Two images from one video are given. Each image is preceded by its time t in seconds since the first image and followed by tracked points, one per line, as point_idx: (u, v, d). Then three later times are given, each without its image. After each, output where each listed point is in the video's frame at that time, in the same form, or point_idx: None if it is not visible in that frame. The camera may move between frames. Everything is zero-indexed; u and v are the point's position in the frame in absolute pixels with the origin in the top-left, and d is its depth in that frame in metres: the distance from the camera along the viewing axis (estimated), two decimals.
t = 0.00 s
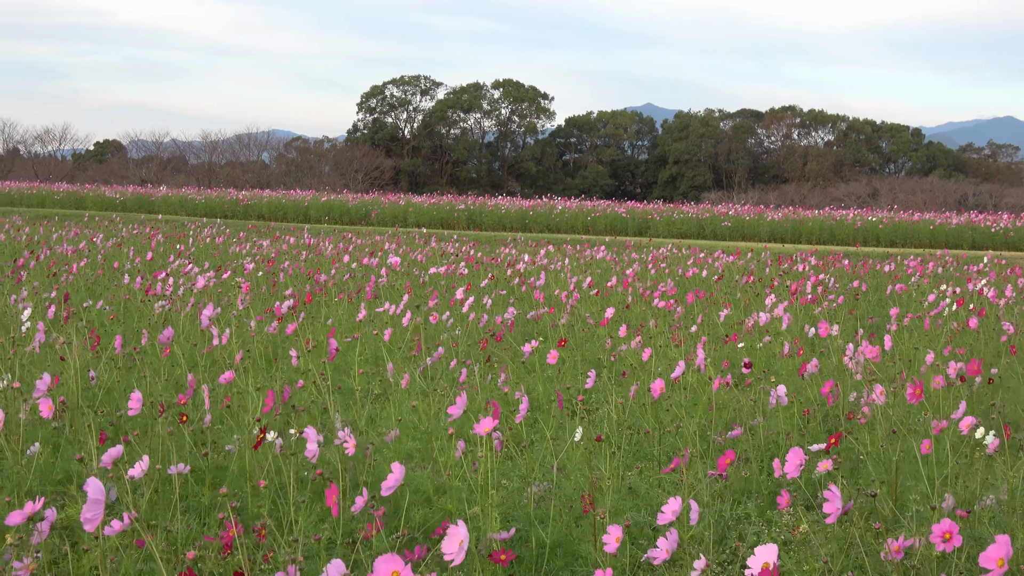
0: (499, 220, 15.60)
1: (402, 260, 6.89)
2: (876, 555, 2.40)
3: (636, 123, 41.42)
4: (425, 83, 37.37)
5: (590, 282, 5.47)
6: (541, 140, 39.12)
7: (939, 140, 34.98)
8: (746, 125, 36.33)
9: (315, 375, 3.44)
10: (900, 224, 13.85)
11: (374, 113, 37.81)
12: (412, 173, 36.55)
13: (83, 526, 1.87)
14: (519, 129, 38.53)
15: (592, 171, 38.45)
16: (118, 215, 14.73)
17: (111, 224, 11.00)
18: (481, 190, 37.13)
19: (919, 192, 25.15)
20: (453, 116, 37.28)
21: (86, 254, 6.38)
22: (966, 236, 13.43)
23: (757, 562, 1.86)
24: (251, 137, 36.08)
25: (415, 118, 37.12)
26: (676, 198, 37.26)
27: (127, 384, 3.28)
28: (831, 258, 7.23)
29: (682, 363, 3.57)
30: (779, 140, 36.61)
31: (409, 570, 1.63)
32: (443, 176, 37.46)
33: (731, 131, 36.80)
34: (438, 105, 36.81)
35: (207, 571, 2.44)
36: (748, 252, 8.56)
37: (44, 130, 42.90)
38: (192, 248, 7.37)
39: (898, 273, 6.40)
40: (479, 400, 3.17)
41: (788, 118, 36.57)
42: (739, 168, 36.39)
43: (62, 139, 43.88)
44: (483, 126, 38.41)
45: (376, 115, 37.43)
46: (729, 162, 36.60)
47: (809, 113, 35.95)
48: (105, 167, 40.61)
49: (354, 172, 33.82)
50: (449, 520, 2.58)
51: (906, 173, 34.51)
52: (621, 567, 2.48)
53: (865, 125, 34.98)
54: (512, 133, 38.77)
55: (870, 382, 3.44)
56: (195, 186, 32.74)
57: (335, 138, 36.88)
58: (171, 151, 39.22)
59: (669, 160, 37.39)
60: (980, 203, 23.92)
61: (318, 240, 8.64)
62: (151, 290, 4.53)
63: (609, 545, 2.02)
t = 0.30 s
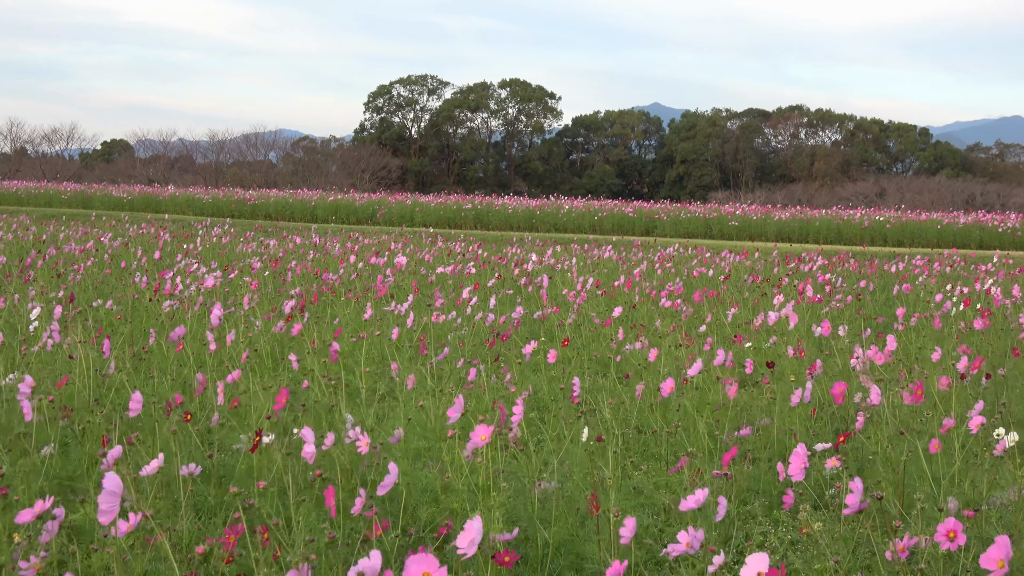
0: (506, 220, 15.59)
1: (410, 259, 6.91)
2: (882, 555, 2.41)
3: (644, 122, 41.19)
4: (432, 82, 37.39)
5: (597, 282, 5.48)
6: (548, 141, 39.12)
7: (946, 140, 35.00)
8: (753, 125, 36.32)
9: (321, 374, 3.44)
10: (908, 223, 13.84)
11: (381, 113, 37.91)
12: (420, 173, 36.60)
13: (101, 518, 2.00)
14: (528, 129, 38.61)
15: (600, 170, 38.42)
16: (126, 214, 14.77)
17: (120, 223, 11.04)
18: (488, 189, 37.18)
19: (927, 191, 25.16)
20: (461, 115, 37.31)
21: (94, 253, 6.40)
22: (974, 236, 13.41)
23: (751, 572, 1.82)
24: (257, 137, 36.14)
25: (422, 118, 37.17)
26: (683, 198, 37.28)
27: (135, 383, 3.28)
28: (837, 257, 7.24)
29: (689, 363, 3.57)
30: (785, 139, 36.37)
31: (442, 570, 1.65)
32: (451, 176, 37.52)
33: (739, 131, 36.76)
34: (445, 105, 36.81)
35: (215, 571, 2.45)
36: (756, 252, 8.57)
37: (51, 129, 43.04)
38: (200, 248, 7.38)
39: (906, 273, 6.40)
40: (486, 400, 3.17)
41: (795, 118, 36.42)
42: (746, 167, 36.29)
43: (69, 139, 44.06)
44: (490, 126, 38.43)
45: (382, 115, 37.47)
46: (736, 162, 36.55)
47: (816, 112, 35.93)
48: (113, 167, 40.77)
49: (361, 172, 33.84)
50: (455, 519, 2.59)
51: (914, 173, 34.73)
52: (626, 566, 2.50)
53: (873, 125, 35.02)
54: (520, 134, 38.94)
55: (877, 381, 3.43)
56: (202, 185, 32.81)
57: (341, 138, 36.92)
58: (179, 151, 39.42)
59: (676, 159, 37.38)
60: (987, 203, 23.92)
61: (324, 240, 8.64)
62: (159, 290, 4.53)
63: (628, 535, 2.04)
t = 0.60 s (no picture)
0: (511, 219, 15.55)
1: (414, 259, 6.91)
2: (885, 555, 2.41)
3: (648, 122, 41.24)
4: (436, 81, 37.39)
5: (602, 282, 5.47)
6: (553, 140, 39.03)
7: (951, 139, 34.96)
8: (758, 124, 36.28)
9: (327, 374, 3.43)
10: (913, 223, 13.81)
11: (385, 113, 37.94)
12: (425, 173, 36.59)
13: (112, 512, 2.05)
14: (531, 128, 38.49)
15: (605, 169, 38.50)
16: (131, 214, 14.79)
17: (126, 223, 11.07)
18: (492, 189, 37.13)
19: (931, 190, 25.16)
20: (466, 115, 37.26)
21: (98, 252, 6.40)
22: (980, 236, 13.38)
23: (752, 565, 1.93)
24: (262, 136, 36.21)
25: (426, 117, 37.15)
26: (688, 197, 37.27)
27: (140, 382, 3.28)
28: (841, 257, 7.23)
29: (694, 363, 3.56)
30: (790, 138, 36.33)
31: (463, 563, 1.75)
32: (455, 175, 37.48)
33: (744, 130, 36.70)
34: (450, 104, 36.76)
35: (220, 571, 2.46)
36: (762, 251, 8.56)
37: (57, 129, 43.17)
38: (204, 247, 7.38)
39: (911, 272, 6.39)
40: (491, 399, 3.17)
41: (800, 117, 36.34)
42: (752, 165, 36.23)
43: (75, 138, 44.20)
44: (495, 125, 38.40)
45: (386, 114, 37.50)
46: (741, 161, 36.54)
47: (821, 112, 35.92)
48: (118, 165, 40.88)
49: (366, 172, 33.83)
50: (459, 520, 2.59)
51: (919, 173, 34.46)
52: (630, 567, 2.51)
53: (877, 125, 35.02)
54: (524, 133, 38.71)
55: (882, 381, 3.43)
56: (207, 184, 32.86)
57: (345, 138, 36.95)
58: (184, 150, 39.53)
59: (681, 159, 37.36)
60: (992, 203, 23.89)
61: (329, 239, 8.62)
62: (163, 289, 4.53)
63: (646, 529, 2.13)
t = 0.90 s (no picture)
0: (519, 217, 15.55)
1: (422, 256, 6.92)
2: (892, 553, 2.42)
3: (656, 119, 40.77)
4: (444, 78, 37.41)
5: (609, 280, 5.48)
6: (561, 137, 39.03)
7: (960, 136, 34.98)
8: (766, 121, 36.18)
9: (335, 371, 3.43)
10: (921, 220, 13.80)
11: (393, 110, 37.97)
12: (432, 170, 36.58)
13: (122, 507, 2.10)
14: (539, 125, 38.52)
15: (613, 166, 38.46)
16: (140, 211, 14.84)
17: (135, 220, 11.12)
18: (500, 185, 37.13)
19: (939, 187, 25.17)
20: (474, 112, 37.38)
21: (107, 250, 6.42)
22: (987, 233, 13.36)
23: (767, 568, 1.85)
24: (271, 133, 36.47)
25: (434, 114, 37.18)
26: (697, 194, 37.09)
27: (148, 379, 3.29)
28: (849, 255, 7.24)
29: (702, 361, 3.56)
30: (797, 136, 36.37)
31: (470, 564, 1.73)
32: (463, 172, 37.51)
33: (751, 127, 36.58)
34: (457, 102, 36.96)
35: (229, 569, 2.48)
36: (769, 248, 8.56)
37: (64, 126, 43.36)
38: (212, 245, 7.40)
39: (919, 270, 6.39)
40: (499, 396, 3.17)
41: (807, 115, 36.60)
42: (759, 163, 36.04)
43: (83, 136, 44.38)
44: (502, 122, 38.44)
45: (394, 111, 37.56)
46: (749, 158, 36.36)
47: (829, 109, 35.94)
48: (126, 163, 40.98)
49: (374, 168, 33.88)
50: (467, 516, 2.60)
51: (926, 169, 34.57)
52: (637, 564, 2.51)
53: (885, 122, 35.02)
54: (532, 130, 38.88)
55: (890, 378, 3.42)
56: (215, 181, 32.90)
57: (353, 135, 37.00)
58: (192, 148, 39.71)
59: (689, 156, 37.28)
60: (1000, 199, 23.88)
61: (336, 237, 8.63)
62: (171, 287, 4.54)
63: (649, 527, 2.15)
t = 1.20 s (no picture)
0: (530, 208, 15.54)
1: (433, 247, 6.93)
2: (903, 545, 2.42)
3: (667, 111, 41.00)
4: (456, 70, 37.45)
5: (620, 271, 5.48)
6: (573, 129, 39.06)
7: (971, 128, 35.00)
8: (777, 112, 36.08)
9: (346, 362, 3.43)
10: (933, 212, 13.77)
11: (404, 101, 37.99)
12: (444, 162, 36.68)
13: (131, 497, 1.99)
14: (551, 117, 38.66)
15: (624, 158, 38.50)
16: (150, 202, 14.84)
17: (147, 212, 11.13)
18: (511, 177, 37.24)
19: (951, 180, 25.18)
20: (485, 103, 37.53)
21: (118, 241, 6.43)
22: (1000, 225, 13.31)
23: (767, 563, 1.80)
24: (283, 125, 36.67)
25: (445, 106, 37.25)
26: (707, 185, 37.08)
27: (159, 370, 3.29)
28: (861, 246, 7.23)
29: (714, 351, 3.56)
30: (808, 128, 36.36)
31: (476, 557, 1.72)
32: (474, 164, 37.59)
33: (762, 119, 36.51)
34: (468, 94, 37.10)
35: (241, 559, 2.49)
36: (781, 239, 8.55)
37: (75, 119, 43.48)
38: (223, 235, 7.41)
39: (931, 261, 6.37)
40: (510, 387, 3.16)
41: (818, 106, 36.28)
42: (770, 154, 35.92)
43: (96, 128, 44.57)
44: (514, 113, 38.55)
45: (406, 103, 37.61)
46: (760, 150, 36.22)
47: (841, 101, 35.90)
48: (138, 155, 41.14)
49: (386, 160, 33.92)
50: (477, 507, 2.60)
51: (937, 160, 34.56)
52: (648, 555, 2.51)
53: (897, 113, 35.02)
54: (544, 121, 39.09)
55: (903, 370, 3.40)
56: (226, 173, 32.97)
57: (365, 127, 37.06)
58: (203, 140, 39.83)
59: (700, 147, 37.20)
60: (1013, 189, 23.84)
61: (347, 228, 8.63)
62: (182, 278, 4.54)
63: (659, 518, 2.15)
